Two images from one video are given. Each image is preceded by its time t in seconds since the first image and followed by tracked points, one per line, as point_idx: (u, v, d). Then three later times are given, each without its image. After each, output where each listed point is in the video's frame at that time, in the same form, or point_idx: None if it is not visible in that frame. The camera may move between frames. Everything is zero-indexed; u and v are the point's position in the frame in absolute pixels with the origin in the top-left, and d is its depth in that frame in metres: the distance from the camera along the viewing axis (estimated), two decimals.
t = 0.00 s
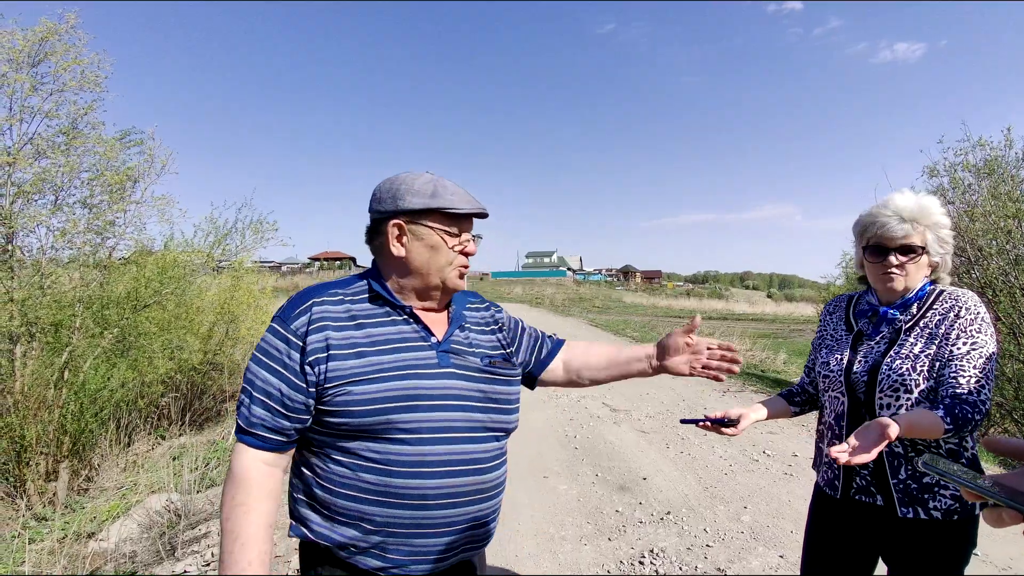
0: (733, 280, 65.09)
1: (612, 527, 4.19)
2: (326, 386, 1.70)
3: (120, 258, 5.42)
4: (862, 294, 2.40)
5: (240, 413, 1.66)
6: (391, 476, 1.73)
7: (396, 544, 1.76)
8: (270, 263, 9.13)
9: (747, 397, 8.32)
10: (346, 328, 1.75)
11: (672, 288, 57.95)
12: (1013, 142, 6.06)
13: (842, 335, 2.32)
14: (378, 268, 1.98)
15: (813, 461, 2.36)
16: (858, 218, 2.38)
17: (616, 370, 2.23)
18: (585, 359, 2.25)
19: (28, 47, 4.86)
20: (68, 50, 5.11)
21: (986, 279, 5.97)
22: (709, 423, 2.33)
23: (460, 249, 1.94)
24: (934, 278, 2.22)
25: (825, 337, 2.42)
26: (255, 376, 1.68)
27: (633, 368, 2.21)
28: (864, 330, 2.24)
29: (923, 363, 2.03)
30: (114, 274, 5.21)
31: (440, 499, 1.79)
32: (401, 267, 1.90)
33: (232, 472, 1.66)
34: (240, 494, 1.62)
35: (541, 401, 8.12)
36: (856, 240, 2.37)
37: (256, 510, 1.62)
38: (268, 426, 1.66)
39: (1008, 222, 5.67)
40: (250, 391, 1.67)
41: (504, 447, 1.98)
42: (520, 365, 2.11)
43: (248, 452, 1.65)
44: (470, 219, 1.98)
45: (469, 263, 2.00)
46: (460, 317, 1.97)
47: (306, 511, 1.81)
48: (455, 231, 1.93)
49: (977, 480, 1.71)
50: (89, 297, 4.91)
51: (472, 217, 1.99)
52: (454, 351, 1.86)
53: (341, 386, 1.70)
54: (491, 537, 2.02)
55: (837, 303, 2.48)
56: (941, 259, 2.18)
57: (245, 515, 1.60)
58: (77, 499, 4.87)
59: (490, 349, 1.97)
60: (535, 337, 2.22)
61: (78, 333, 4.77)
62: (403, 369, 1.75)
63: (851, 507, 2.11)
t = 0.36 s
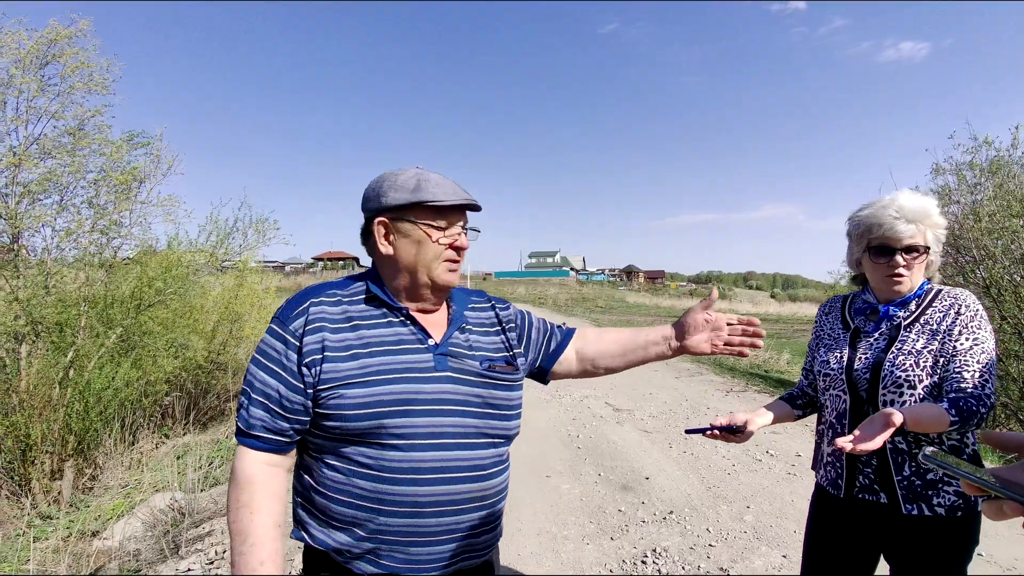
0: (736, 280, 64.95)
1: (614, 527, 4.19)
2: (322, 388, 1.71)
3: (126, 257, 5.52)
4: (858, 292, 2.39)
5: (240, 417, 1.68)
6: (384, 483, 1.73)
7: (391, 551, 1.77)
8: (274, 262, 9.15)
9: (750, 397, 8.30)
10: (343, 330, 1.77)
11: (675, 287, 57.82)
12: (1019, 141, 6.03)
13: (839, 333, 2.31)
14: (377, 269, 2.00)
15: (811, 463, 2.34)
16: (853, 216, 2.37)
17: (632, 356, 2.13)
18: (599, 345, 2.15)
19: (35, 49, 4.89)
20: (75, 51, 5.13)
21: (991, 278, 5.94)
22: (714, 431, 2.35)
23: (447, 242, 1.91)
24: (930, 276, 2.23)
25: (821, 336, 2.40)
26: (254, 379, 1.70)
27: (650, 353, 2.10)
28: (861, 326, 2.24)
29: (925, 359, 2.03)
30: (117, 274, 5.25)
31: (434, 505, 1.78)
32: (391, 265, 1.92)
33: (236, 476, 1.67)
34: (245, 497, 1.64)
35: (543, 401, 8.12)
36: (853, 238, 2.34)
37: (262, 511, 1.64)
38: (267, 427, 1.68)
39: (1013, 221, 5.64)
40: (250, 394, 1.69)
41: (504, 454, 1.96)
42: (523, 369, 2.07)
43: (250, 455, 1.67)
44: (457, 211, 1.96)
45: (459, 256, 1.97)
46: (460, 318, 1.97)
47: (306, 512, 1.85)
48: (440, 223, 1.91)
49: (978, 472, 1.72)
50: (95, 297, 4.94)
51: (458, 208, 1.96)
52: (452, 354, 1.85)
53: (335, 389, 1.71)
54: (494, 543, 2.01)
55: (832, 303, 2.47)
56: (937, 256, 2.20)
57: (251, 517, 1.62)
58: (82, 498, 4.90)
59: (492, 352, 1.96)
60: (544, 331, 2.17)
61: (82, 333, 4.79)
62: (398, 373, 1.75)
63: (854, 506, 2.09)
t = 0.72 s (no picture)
0: (739, 280, 64.81)
1: (619, 527, 4.19)
2: (346, 375, 1.72)
3: (127, 258, 5.29)
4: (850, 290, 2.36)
5: (274, 405, 1.72)
6: (405, 470, 1.73)
7: (414, 540, 1.76)
8: (278, 263, 9.18)
9: (754, 397, 8.28)
10: (367, 321, 1.79)
11: (678, 288, 57.73)
12: None
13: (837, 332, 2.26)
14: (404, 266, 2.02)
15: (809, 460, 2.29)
16: (848, 211, 2.34)
17: (660, 360, 2.08)
18: (628, 348, 2.11)
19: (41, 49, 4.91)
20: (80, 52, 5.15)
21: (999, 278, 5.91)
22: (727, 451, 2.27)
23: (472, 229, 1.94)
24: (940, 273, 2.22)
25: (815, 334, 2.35)
26: (285, 369, 1.73)
27: (677, 356, 2.06)
28: (860, 325, 2.21)
29: (930, 355, 2.04)
30: (122, 274, 5.16)
31: (455, 495, 1.76)
32: (419, 256, 1.94)
33: (268, 462, 1.69)
34: (275, 482, 1.66)
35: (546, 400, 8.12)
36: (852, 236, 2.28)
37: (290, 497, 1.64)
38: (297, 414, 1.70)
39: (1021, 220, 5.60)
40: (281, 383, 1.73)
41: (526, 446, 1.92)
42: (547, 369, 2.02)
43: (281, 442, 1.70)
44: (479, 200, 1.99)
45: (485, 244, 1.99)
46: (483, 312, 1.96)
47: (335, 501, 1.87)
48: (464, 212, 1.94)
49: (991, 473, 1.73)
50: (100, 297, 4.96)
51: (480, 198, 1.99)
52: (473, 344, 1.83)
53: (358, 376, 1.72)
54: (520, 539, 1.97)
55: (822, 301, 2.43)
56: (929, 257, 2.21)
57: (279, 501, 1.63)
58: (87, 497, 4.92)
59: (514, 346, 1.93)
60: (570, 331, 2.15)
61: (87, 334, 4.81)
62: (417, 361, 1.75)
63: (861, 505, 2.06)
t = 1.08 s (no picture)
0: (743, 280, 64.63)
1: (620, 528, 4.19)
2: (362, 375, 1.73)
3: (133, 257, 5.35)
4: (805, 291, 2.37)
5: (292, 403, 1.73)
6: (420, 469, 1.73)
7: (428, 538, 1.77)
8: (281, 262, 9.21)
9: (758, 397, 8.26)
10: (384, 323, 1.80)
11: (682, 287, 57.62)
12: None
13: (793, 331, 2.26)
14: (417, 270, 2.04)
15: (771, 455, 2.29)
16: (803, 215, 2.36)
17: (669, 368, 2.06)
18: (635, 353, 2.11)
19: (46, 51, 4.95)
20: (84, 53, 5.18)
21: (1004, 278, 5.88)
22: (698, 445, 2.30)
23: (475, 231, 1.94)
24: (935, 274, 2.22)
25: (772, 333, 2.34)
26: (303, 368, 1.74)
27: (687, 363, 2.06)
28: (817, 325, 2.21)
29: (882, 352, 2.07)
30: (126, 274, 5.19)
31: (469, 494, 1.77)
32: (426, 261, 1.96)
33: (287, 459, 1.71)
34: (292, 478, 1.67)
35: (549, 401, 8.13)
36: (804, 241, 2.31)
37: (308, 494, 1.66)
38: (315, 413, 1.71)
39: None
40: (300, 381, 1.74)
41: (538, 447, 1.93)
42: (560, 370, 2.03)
43: (299, 439, 1.71)
44: (482, 202, 1.98)
45: (490, 246, 1.98)
46: (496, 314, 1.97)
47: (351, 497, 1.88)
48: (467, 215, 1.94)
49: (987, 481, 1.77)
50: (105, 297, 5.00)
51: (483, 200, 1.98)
52: (486, 346, 1.84)
53: (374, 376, 1.72)
54: (530, 539, 1.97)
55: (778, 304, 2.42)
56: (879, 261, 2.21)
57: (296, 497, 1.64)
58: (92, 496, 4.96)
59: (527, 348, 1.94)
60: (581, 335, 2.15)
61: (92, 334, 4.85)
62: (431, 361, 1.76)
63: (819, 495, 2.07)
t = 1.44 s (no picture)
0: (746, 280, 64.51)
1: (622, 528, 4.19)
2: (372, 375, 1.73)
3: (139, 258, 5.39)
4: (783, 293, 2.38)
5: (305, 400, 1.74)
6: (425, 471, 1.74)
7: (429, 538, 1.77)
8: (285, 263, 9.23)
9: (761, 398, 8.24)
10: (395, 324, 1.80)
11: (685, 287, 57.53)
12: None
13: (770, 334, 2.28)
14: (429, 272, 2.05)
15: (752, 451, 2.29)
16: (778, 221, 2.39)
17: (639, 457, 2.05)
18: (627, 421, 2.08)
19: (51, 52, 4.97)
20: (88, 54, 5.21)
21: (1009, 279, 5.86)
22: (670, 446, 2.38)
23: (484, 235, 1.94)
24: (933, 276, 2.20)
25: (753, 335, 2.36)
26: (318, 365, 1.75)
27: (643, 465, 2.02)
28: (790, 328, 2.22)
29: (850, 354, 2.06)
30: (130, 274, 5.21)
31: (472, 497, 1.78)
32: (437, 262, 1.98)
33: (302, 453, 1.71)
34: (308, 469, 1.68)
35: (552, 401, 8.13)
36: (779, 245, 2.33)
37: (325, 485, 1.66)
38: (328, 409, 1.72)
39: None
40: (313, 378, 1.75)
41: (541, 452, 1.94)
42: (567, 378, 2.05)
43: (314, 433, 1.72)
44: (493, 206, 1.97)
45: (498, 251, 1.97)
46: (508, 318, 1.98)
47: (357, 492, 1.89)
48: (477, 218, 1.93)
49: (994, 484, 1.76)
50: (109, 296, 5.02)
51: (494, 204, 1.97)
52: (495, 350, 1.85)
53: (384, 376, 1.73)
54: (529, 544, 1.98)
55: (760, 305, 2.44)
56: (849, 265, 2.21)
57: (313, 488, 1.65)
58: (98, 495, 4.99)
59: (536, 353, 1.95)
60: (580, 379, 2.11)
61: (96, 334, 4.87)
62: (438, 363, 1.76)
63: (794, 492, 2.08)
